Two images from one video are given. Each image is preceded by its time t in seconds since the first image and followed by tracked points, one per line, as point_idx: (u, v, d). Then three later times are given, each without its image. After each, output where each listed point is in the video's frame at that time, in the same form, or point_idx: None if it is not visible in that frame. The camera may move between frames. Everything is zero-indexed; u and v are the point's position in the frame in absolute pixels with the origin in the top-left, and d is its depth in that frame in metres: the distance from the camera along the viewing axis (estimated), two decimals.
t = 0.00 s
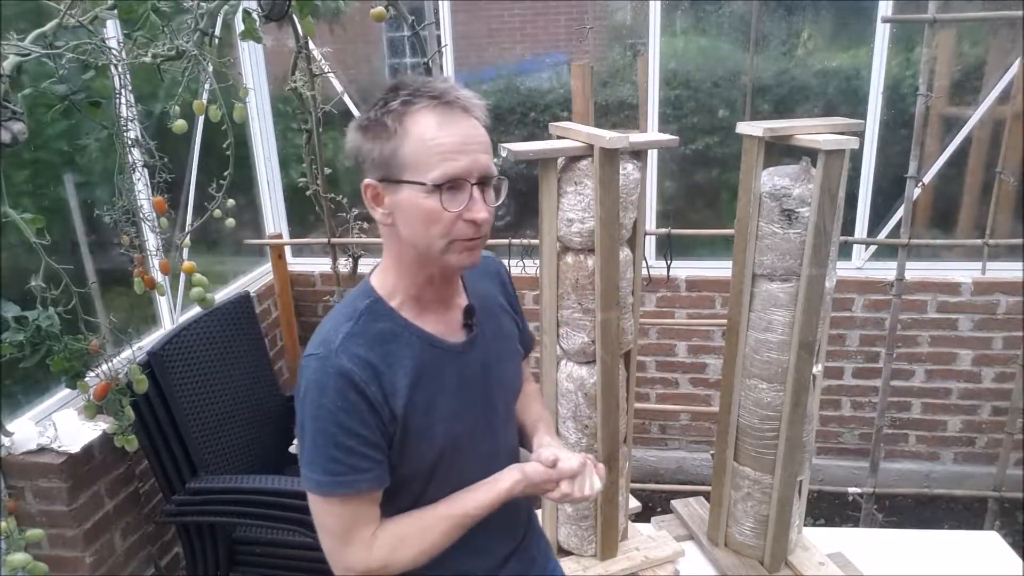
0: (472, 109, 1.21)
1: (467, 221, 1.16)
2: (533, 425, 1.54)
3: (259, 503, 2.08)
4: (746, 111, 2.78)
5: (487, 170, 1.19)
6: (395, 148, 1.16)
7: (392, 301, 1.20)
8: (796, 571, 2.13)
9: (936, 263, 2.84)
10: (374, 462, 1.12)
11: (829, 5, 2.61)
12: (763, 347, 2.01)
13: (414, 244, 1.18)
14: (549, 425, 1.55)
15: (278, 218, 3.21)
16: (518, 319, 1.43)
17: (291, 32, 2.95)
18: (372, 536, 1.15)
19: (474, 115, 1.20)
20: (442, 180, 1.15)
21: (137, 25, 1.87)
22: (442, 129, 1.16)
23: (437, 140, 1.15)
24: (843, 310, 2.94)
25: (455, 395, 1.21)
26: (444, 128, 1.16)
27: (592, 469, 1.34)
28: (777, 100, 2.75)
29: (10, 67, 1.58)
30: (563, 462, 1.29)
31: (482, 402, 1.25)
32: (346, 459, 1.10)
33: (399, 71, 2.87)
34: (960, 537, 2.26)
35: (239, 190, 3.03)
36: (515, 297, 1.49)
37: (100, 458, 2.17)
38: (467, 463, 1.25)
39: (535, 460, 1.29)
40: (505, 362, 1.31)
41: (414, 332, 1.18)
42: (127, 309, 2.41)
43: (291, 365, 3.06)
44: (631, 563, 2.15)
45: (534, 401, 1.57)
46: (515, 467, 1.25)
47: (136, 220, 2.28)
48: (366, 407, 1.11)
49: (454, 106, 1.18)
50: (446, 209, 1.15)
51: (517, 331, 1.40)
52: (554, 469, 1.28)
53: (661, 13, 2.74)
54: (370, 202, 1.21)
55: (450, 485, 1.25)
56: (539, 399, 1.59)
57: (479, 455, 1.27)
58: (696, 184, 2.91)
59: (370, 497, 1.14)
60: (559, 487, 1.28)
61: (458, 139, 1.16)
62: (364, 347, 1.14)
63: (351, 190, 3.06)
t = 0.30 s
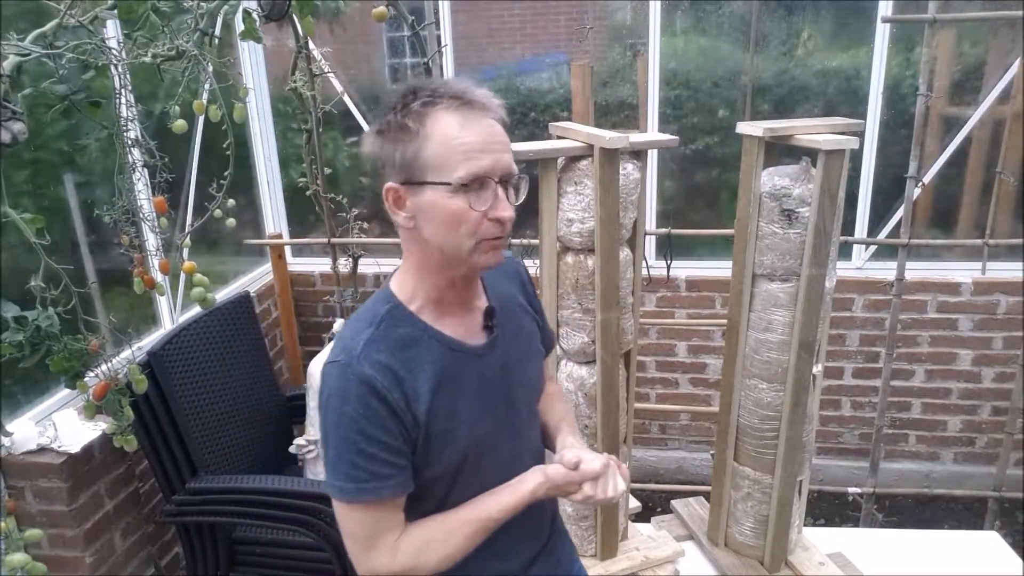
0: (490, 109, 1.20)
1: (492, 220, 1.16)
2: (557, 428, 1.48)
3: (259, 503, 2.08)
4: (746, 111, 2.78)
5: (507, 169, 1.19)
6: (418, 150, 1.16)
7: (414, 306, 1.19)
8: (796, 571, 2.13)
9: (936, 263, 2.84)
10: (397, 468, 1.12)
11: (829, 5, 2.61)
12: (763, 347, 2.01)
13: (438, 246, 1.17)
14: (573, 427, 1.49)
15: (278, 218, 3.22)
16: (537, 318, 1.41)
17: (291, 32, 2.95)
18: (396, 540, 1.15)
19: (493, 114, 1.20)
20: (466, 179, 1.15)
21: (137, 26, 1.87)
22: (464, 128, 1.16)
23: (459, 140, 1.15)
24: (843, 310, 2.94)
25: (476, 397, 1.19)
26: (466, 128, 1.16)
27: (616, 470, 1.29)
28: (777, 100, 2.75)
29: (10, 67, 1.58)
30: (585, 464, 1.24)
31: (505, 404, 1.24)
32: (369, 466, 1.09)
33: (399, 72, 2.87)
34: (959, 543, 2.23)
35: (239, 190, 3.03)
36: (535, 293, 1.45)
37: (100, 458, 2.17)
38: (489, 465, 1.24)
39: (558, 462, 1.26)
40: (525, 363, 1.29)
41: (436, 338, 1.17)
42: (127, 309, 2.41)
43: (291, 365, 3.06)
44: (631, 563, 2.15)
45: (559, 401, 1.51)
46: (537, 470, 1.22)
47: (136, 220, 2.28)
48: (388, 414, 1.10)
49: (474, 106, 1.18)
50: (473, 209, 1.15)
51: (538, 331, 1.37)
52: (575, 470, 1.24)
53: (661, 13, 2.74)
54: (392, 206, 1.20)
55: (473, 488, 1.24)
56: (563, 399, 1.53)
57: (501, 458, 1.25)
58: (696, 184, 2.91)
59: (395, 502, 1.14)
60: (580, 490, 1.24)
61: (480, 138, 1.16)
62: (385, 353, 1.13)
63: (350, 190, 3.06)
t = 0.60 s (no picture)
0: (529, 100, 1.20)
1: (502, 208, 1.15)
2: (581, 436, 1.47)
3: (251, 500, 2.09)
4: (746, 111, 2.78)
5: (529, 159, 1.17)
6: (447, 133, 1.20)
7: (451, 293, 1.19)
8: (795, 571, 2.13)
9: (936, 263, 2.84)
10: (415, 450, 1.11)
11: (829, 5, 2.61)
12: (763, 347, 2.01)
13: (459, 230, 1.19)
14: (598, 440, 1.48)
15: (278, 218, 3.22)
16: (574, 325, 1.40)
17: (291, 32, 2.95)
18: (407, 522, 1.14)
19: (527, 105, 1.19)
20: (479, 163, 1.16)
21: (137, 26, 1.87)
22: (488, 115, 1.17)
23: (481, 126, 1.16)
24: (843, 309, 2.94)
25: (503, 392, 1.19)
26: (490, 115, 1.17)
27: (634, 489, 1.34)
28: (777, 100, 2.75)
29: (10, 67, 1.58)
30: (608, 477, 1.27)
31: (531, 404, 1.23)
32: (388, 443, 1.09)
33: (399, 72, 2.87)
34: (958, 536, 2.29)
35: (239, 190, 3.03)
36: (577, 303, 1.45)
37: (100, 458, 2.17)
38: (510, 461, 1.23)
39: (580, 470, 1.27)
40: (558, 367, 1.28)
41: (467, 325, 1.17)
42: (127, 309, 2.41)
43: (291, 365, 3.06)
44: (631, 563, 2.15)
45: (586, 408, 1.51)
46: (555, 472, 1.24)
47: (136, 220, 2.28)
48: (413, 394, 1.11)
49: (505, 94, 1.18)
50: (480, 193, 1.15)
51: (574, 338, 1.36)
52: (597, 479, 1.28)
53: (661, 13, 2.74)
54: (432, 187, 1.25)
55: (490, 483, 1.24)
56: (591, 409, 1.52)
57: (521, 456, 1.24)
58: (696, 184, 2.91)
59: (409, 485, 1.13)
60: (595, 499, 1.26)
61: (502, 126, 1.16)
62: (419, 333, 1.13)
63: (350, 190, 3.06)
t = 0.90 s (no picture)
0: (573, 100, 1.21)
1: (539, 204, 1.16)
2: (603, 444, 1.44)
3: (251, 499, 2.09)
4: (746, 111, 2.78)
5: (569, 157, 1.18)
6: (490, 127, 1.22)
7: (482, 282, 1.22)
8: (795, 571, 2.14)
9: (936, 263, 2.84)
10: (426, 429, 1.16)
11: (829, 5, 2.61)
12: (763, 347, 2.01)
13: (495, 222, 1.21)
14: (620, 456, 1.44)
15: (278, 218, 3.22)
16: (606, 331, 1.38)
17: (291, 32, 2.95)
18: (411, 497, 1.19)
19: (570, 104, 1.20)
20: (519, 158, 1.18)
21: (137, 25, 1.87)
22: (531, 111, 1.18)
23: (524, 122, 1.18)
24: (843, 310, 2.94)
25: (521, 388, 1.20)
26: (535, 111, 1.18)
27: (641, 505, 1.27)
28: (777, 100, 2.75)
29: (10, 67, 1.58)
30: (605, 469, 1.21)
31: (548, 403, 1.24)
32: (400, 417, 1.14)
33: (399, 71, 2.87)
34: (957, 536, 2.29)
35: (239, 190, 3.03)
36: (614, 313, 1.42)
37: (100, 458, 2.17)
38: (522, 454, 1.25)
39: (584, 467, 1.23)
40: (581, 369, 1.28)
41: (492, 316, 1.19)
42: (127, 308, 2.40)
43: (291, 365, 3.06)
44: (631, 563, 2.15)
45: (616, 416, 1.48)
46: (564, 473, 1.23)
47: (136, 220, 2.28)
48: (430, 376, 1.15)
49: (550, 92, 1.20)
50: (518, 188, 1.17)
51: (604, 343, 1.35)
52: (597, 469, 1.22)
53: (661, 13, 2.74)
54: (473, 177, 1.27)
55: (500, 475, 1.26)
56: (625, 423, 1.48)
57: (533, 453, 1.25)
58: (696, 184, 2.91)
59: (418, 461, 1.18)
60: (594, 498, 1.20)
61: (544, 123, 1.17)
62: (443, 318, 1.17)
63: (350, 190, 3.06)
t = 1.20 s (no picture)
0: (560, 98, 1.21)
1: (528, 203, 1.16)
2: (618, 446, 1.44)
3: (251, 500, 2.09)
4: (746, 111, 2.78)
5: (558, 156, 1.18)
6: (479, 127, 1.22)
7: (475, 281, 1.23)
8: (796, 571, 2.14)
9: (936, 263, 2.84)
10: (413, 424, 1.17)
11: (829, 4, 2.61)
12: (763, 347, 2.01)
13: (486, 221, 1.22)
14: (639, 458, 1.44)
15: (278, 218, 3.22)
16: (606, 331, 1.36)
17: (291, 32, 2.95)
18: (394, 487, 1.19)
19: (557, 103, 1.21)
20: (508, 158, 1.18)
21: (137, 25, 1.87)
22: (520, 110, 1.19)
23: (511, 121, 1.18)
24: (843, 310, 2.95)
25: (511, 385, 1.21)
26: (522, 110, 1.19)
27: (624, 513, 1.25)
28: (777, 100, 2.75)
29: (10, 67, 1.58)
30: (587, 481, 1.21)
31: (538, 401, 1.24)
32: (387, 411, 1.16)
33: (399, 71, 2.87)
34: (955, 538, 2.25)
35: (239, 191, 3.03)
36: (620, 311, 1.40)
37: (100, 458, 2.17)
38: (513, 451, 1.25)
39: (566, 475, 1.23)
40: (576, 367, 1.27)
41: (481, 313, 1.20)
42: (127, 308, 2.40)
43: (291, 365, 3.07)
44: (631, 563, 2.15)
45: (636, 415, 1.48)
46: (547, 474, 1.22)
47: (136, 220, 2.28)
48: (418, 371, 1.16)
49: (537, 92, 1.20)
50: (508, 187, 1.18)
51: (602, 343, 1.33)
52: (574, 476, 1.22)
53: (661, 13, 2.74)
54: (465, 177, 1.28)
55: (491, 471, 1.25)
56: (637, 426, 1.47)
57: (524, 450, 1.25)
58: (696, 184, 2.91)
59: (404, 454, 1.18)
60: (577, 505, 1.19)
61: (532, 122, 1.18)
62: (432, 314, 1.18)
63: (350, 190, 3.06)
